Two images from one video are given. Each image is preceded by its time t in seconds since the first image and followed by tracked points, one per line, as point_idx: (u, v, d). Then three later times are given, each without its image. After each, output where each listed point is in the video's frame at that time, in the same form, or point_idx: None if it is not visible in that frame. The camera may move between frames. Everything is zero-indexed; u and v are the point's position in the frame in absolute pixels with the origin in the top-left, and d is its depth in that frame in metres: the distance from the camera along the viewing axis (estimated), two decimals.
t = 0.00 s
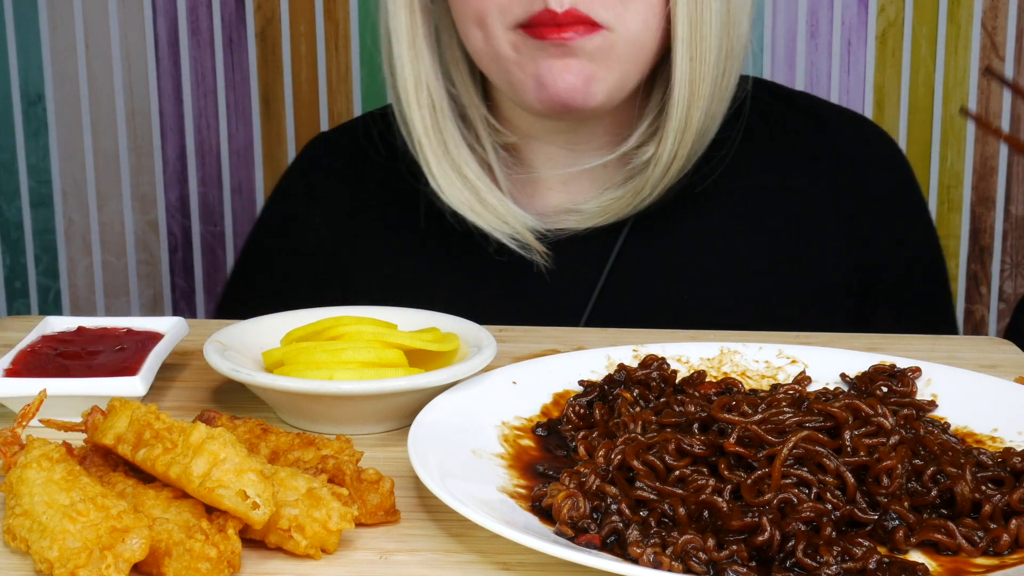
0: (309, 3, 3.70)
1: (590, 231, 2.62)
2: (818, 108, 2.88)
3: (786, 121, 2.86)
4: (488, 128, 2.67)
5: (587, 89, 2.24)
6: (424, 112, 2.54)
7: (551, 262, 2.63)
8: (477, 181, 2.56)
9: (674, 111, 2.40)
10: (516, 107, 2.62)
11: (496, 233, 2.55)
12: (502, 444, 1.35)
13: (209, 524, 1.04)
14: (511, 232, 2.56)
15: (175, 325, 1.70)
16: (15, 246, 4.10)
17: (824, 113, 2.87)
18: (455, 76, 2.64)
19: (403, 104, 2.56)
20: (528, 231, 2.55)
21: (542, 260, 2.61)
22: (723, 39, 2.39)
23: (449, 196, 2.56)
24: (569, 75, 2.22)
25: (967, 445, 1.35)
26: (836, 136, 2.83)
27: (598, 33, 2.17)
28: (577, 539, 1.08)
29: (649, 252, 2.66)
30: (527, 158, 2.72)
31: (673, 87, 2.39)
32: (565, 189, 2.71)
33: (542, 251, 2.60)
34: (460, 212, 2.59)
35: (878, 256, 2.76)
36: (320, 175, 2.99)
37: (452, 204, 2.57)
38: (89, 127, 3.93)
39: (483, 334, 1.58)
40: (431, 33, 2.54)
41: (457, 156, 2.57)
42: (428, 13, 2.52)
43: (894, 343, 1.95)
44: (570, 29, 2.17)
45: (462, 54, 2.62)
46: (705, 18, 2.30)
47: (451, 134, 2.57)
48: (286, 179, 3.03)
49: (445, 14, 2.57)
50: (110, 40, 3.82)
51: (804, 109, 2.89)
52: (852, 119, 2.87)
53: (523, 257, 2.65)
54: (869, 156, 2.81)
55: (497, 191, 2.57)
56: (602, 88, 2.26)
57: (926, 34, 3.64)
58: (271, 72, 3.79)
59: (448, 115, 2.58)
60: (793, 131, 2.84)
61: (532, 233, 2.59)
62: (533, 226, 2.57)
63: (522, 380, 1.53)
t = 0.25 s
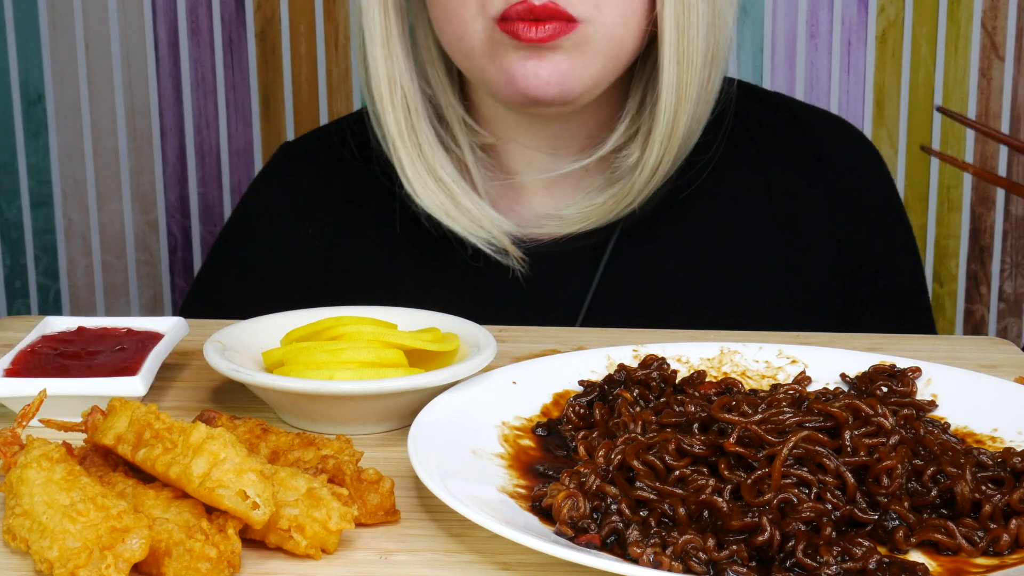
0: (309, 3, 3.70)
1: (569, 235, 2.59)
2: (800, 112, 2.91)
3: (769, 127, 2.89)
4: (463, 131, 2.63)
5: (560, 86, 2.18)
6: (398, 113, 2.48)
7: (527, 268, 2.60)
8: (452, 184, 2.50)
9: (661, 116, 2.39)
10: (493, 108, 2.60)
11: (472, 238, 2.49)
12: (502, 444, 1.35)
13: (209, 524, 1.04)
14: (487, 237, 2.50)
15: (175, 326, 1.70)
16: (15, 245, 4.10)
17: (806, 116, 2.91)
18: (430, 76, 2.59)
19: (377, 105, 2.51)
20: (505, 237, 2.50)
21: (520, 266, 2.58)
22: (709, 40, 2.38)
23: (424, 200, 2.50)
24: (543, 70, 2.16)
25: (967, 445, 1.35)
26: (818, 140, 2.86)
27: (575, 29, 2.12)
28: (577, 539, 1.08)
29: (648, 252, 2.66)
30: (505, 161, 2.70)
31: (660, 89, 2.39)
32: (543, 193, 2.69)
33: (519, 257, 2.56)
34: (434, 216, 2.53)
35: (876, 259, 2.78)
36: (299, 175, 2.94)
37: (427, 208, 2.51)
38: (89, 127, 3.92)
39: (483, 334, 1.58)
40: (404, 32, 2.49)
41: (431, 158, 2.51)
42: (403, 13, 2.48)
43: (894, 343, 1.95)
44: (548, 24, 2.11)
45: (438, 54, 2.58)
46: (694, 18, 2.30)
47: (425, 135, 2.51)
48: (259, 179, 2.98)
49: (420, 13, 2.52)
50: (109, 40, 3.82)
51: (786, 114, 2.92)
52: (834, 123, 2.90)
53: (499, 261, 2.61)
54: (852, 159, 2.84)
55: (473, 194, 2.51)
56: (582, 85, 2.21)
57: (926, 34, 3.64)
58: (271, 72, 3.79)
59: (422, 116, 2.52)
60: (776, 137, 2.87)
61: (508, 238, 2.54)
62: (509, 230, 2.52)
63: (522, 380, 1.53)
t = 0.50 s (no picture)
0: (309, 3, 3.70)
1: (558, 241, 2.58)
2: (793, 120, 2.92)
3: (760, 131, 2.90)
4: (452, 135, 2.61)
5: (549, 105, 2.19)
6: (387, 118, 2.46)
7: (517, 275, 2.60)
8: (440, 190, 2.48)
9: (652, 123, 2.39)
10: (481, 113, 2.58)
11: (462, 245, 2.48)
12: (502, 444, 1.35)
13: (209, 524, 1.04)
14: (477, 243, 2.49)
15: (175, 325, 1.70)
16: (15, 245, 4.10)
17: (799, 125, 2.91)
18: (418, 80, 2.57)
19: (365, 110, 2.49)
20: (494, 243, 2.49)
21: (511, 273, 2.57)
22: (700, 44, 2.38)
23: (412, 206, 2.48)
24: (533, 93, 2.17)
25: (967, 445, 1.35)
26: (811, 149, 2.87)
27: (564, 46, 2.13)
28: (577, 539, 1.08)
29: (647, 253, 2.66)
30: (493, 166, 2.68)
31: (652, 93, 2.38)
32: (532, 199, 2.68)
33: (509, 264, 2.55)
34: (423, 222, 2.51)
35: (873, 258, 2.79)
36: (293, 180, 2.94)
37: (416, 214, 2.49)
38: (89, 128, 3.92)
39: (483, 334, 1.58)
40: (393, 35, 2.47)
41: (420, 163, 2.49)
42: (391, 17, 2.45)
43: (894, 343, 1.95)
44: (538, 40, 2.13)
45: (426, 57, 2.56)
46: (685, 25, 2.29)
47: (414, 140, 2.49)
48: (251, 183, 2.96)
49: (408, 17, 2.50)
50: (109, 40, 3.81)
51: (779, 122, 2.92)
52: (827, 132, 2.90)
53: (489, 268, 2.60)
54: (845, 168, 2.84)
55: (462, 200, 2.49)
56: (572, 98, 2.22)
57: (926, 34, 3.64)
58: (271, 72, 3.79)
59: (411, 121, 2.50)
60: (769, 144, 2.87)
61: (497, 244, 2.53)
62: (498, 237, 2.50)
63: (523, 380, 1.53)
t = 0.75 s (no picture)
0: (309, 2, 3.70)
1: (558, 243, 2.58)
2: (793, 123, 2.92)
3: (755, 130, 2.90)
4: (451, 137, 2.61)
5: (550, 100, 2.19)
6: (384, 120, 2.46)
7: (519, 277, 2.59)
8: (439, 191, 2.48)
9: (655, 126, 2.40)
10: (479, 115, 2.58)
11: (462, 247, 2.48)
12: (502, 444, 1.35)
13: (209, 524, 1.04)
14: (476, 245, 2.49)
15: (175, 325, 1.70)
16: (15, 245, 4.11)
17: (799, 128, 2.91)
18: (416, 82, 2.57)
19: (363, 113, 2.49)
20: (494, 245, 2.49)
21: (511, 275, 2.57)
22: (702, 45, 2.38)
23: (411, 208, 2.48)
24: (534, 83, 2.16)
25: (966, 445, 1.35)
26: (810, 151, 2.87)
27: (563, 40, 2.11)
28: (577, 539, 1.08)
29: (647, 253, 2.66)
30: (492, 168, 2.68)
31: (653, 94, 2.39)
32: (531, 201, 2.69)
33: (510, 266, 2.55)
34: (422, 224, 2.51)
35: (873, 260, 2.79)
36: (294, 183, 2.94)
37: (415, 216, 2.49)
38: (89, 127, 3.92)
39: (483, 334, 1.58)
40: (389, 38, 2.47)
41: (418, 165, 2.49)
42: (387, 19, 2.46)
43: (894, 343, 1.95)
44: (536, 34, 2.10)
45: (423, 59, 2.56)
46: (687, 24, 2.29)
47: (412, 142, 2.49)
48: (251, 187, 2.96)
49: (405, 19, 2.50)
50: (109, 39, 3.81)
51: (779, 124, 2.92)
52: (827, 135, 2.91)
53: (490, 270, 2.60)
54: (844, 170, 2.84)
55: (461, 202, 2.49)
56: (573, 94, 2.21)
57: (926, 34, 3.64)
58: (271, 72, 3.79)
59: (409, 123, 2.50)
60: (769, 146, 2.87)
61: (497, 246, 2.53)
62: (497, 238, 2.50)
63: (523, 380, 1.53)
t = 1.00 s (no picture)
0: (309, 2, 3.70)
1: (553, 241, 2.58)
2: (792, 123, 2.92)
3: (754, 129, 2.91)
4: (447, 135, 2.61)
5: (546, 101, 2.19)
6: (381, 119, 2.46)
7: (515, 277, 2.60)
8: (435, 190, 2.48)
9: (646, 123, 2.39)
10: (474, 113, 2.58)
11: (458, 246, 2.48)
12: (502, 444, 1.35)
13: (209, 524, 1.04)
14: (472, 244, 2.49)
15: (175, 326, 1.70)
16: (15, 245, 4.11)
17: (798, 128, 2.91)
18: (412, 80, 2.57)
19: (359, 112, 2.49)
20: (490, 244, 2.48)
21: (507, 274, 2.57)
22: (694, 44, 2.38)
23: (408, 208, 2.48)
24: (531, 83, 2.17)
25: (966, 445, 1.35)
26: (810, 150, 2.87)
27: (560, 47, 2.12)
28: (577, 539, 1.08)
29: (647, 253, 2.66)
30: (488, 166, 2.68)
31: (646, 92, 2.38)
32: (528, 199, 2.69)
33: (505, 265, 2.55)
34: (419, 223, 2.51)
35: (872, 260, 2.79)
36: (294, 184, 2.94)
37: (411, 216, 2.49)
38: (89, 127, 3.92)
39: (483, 334, 1.58)
40: (385, 36, 2.47)
41: (414, 164, 2.49)
42: (383, 17, 2.45)
43: (894, 343, 1.95)
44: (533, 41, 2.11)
45: (419, 57, 2.55)
46: (678, 24, 2.29)
47: (408, 141, 2.49)
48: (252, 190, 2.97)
49: (401, 17, 2.50)
50: (109, 39, 3.81)
51: (779, 124, 2.93)
52: (826, 135, 2.91)
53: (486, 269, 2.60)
54: (844, 169, 2.85)
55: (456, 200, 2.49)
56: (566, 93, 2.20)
57: (926, 34, 3.64)
58: (271, 72, 3.79)
59: (405, 122, 2.50)
60: (768, 145, 2.87)
61: (493, 245, 2.53)
62: (494, 237, 2.50)
63: (523, 380, 1.53)
